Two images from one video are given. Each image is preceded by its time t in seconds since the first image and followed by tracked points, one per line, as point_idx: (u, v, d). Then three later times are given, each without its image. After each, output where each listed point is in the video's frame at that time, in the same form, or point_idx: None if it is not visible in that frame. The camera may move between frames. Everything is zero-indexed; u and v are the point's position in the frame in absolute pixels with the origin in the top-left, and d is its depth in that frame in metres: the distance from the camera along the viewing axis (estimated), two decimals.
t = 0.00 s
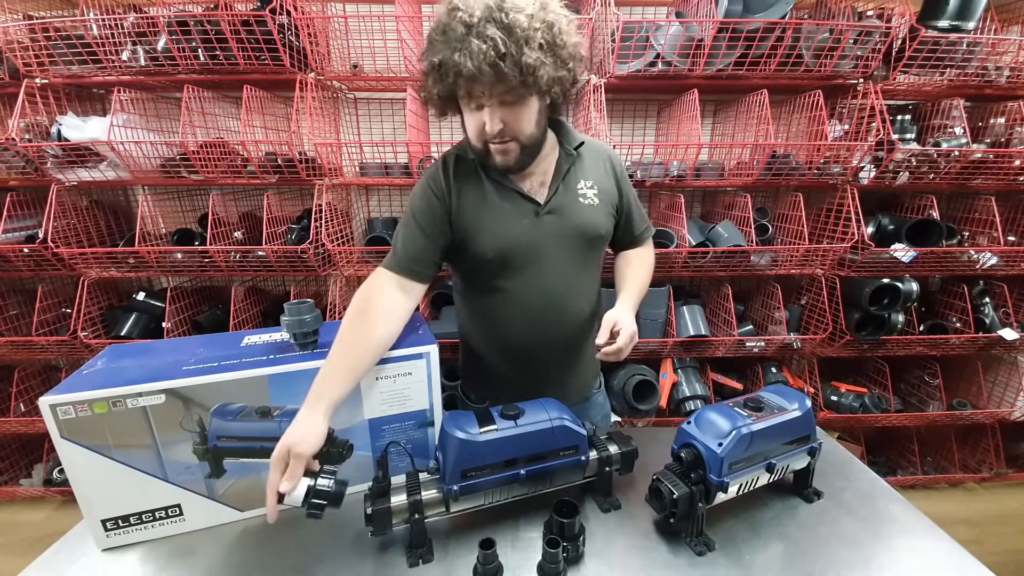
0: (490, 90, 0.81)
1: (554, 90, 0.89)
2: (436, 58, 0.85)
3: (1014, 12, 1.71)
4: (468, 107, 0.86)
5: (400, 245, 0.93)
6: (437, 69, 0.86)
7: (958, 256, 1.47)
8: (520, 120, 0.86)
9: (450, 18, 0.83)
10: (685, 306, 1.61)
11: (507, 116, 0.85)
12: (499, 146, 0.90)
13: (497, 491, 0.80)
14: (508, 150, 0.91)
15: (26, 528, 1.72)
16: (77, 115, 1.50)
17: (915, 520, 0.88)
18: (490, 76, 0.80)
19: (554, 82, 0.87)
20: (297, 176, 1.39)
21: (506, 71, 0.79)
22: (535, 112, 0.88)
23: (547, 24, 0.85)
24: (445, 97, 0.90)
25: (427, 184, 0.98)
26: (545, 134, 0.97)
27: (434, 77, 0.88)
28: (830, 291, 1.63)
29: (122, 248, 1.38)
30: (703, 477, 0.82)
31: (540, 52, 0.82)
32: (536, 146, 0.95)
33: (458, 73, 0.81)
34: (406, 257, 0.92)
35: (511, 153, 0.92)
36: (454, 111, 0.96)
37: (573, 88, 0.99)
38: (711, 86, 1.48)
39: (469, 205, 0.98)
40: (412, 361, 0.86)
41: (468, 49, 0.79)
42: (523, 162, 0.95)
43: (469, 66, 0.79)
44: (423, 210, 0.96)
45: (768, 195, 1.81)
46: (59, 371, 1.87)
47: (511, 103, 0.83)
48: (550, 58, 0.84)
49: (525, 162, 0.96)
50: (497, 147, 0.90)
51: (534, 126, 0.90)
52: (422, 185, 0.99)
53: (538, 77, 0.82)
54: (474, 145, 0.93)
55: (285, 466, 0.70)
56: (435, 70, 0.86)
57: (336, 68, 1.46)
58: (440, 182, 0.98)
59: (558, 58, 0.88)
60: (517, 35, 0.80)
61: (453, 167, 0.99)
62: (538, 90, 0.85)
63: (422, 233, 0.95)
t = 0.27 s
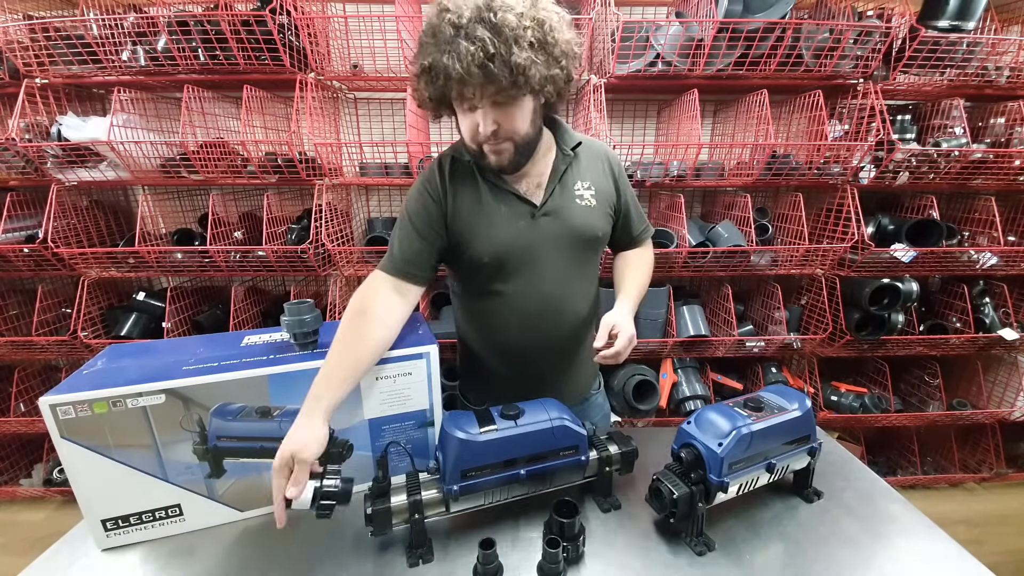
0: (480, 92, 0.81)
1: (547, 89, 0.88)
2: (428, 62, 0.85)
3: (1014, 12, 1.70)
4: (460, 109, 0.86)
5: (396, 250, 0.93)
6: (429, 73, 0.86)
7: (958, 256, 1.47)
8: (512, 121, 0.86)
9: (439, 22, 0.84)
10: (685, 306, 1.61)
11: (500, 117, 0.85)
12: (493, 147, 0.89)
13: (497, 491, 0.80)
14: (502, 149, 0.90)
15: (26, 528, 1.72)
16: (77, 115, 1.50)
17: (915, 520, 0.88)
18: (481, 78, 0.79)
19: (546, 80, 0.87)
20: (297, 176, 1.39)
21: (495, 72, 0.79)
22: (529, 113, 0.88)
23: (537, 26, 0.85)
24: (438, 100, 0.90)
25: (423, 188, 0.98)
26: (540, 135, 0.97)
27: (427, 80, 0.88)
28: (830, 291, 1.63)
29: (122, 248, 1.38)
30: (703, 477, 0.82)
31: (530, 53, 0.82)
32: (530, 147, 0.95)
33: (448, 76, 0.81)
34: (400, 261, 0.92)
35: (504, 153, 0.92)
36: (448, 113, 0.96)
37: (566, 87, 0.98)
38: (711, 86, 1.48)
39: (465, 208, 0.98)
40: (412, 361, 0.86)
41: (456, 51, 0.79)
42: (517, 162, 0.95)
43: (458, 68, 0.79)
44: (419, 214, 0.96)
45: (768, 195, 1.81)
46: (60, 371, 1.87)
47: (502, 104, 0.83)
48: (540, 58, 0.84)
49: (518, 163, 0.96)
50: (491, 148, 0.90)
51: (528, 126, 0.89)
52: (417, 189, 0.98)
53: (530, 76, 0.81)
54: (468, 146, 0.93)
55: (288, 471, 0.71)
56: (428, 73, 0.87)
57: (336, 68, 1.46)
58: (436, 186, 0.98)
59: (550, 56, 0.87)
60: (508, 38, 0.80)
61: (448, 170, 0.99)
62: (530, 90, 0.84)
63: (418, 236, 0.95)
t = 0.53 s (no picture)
0: (488, 83, 0.82)
1: (552, 81, 0.90)
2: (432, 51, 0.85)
3: (1014, 12, 1.70)
4: (466, 100, 0.86)
5: (397, 249, 0.96)
6: (433, 62, 0.86)
7: (958, 256, 1.47)
8: (518, 111, 0.87)
9: (442, 14, 0.85)
10: (685, 306, 1.61)
11: (505, 110, 0.86)
12: (496, 143, 0.90)
13: (497, 491, 0.80)
14: (506, 145, 0.90)
15: (26, 528, 1.72)
16: (77, 115, 1.51)
17: (915, 519, 0.88)
18: (489, 68, 0.80)
19: (550, 73, 0.88)
20: (297, 176, 1.39)
21: (502, 61, 0.80)
22: (533, 107, 0.90)
23: (542, 19, 0.86)
24: (440, 90, 0.90)
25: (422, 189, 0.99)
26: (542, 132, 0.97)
27: (431, 71, 0.88)
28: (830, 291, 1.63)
29: (122, 248, 1.38)
30: (703, 477, 0.82)
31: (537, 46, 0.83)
32: (533, 146, 0.95)
33: (455, 64, 0.81)
34: (399, 264, 0.95)
35: (508, 150, 0.91)
36: (448, 106, 0.96)
37: (568, 84, 1.00)
38: (711, 86, 1.48)
39: (463, 209, 0.99)
40: (412, 361, 0.86)
41: (464, 39, 0.80)
42: (519, 160, 0.95)
43: (466, 57, 0.79)
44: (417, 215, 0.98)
45: (768, 195, 1.81)
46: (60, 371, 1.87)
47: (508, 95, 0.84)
48: (546, 49, 0.85)
49: (519, 162, 0.96)
50: (495, 144, 0.90)
51: (530, 121, 0.90)
52: (416, 191, 1.00)
53: (536, 67, 0.83)
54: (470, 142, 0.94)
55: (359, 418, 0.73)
56: (432, 63, 0.86)
57: (336, 68, 1.46)
58: (434, 188, 0.99)
59: (555, 49, 0.89)
60: (514, 31, 0.81)
61: (447, 171, 1.00)
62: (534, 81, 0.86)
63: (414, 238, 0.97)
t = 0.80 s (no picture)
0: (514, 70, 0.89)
1: (565, 79, 1.00)
2: (460, 36, 0.90)
3: (1015, 12, 1.70)
4: (488, 87, 0.91)
5: (403, 241, 1.00)
6: (459, 49, 0.91)
7: (958, 256, 1.47)
8: (536, 104, 0.93)
9: (470, 6, 0.91)
10: (685, 306, 1.61)
11: (525, 100, 0.91)
12: (513, 135, 0.92)
13: (496, 491, 0.80)
14: (522, 139, 0.93)
15: (26, 528, 1.72)
16: (77, 115, 1.51)
17: (915, 519, 0.88)
18: (518, 55, 0.87)
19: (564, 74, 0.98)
20: (297, 176, 1.39)
21: (530, 51, 0.88)
22: (548, 105, 0.96)
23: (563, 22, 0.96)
24: (460, 78, 0.95)
25: (428, 184, 1.03)
26: (553, 130, 1.02)
27: (455, 58, 0.93)
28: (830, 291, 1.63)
29: (122, 248, 1.38)
30: (703, 477, 0.82)
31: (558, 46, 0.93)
32: (543, 142, 0.98)
33: (486, 48, 0.87)
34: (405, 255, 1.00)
35: (524, 143, 0.94)
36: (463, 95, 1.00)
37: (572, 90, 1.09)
38: (711, 86, 1.48)
39: (464, 203, 1.01)
40: (412, 361, 0.86)
41: (498, 27, 0.87)
42: (531, 155, 0.97)
43: (500, 41, 0.86)
44: (422, 208, 1.01)
45: (768, 195, 1.81)
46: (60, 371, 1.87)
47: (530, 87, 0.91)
48: (565, 49, 0.96)
49: (530, 159, 0.98)
50: (510, 136, 0.93)
51: (545, 117, 0.96)
52: (422, 185, 1.03)
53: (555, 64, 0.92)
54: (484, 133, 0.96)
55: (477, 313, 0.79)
56: (457, 50, 0.91)
57: (336, 68, 1.46)
58: (440, 183, 1.02)
59: (572, 48, 1.00)
60: (541, 28, 0.90)
61: (451, 166, 1.03)
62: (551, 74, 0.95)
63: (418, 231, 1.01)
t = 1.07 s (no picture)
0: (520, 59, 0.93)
1: (569, 68, 1.04)
2: (468, 28, 0.95)
3: (1014, 12, 1.70)
4: (495, 77, 0.95)
5: (411, 233, 1.02)
6: (467, 41, 0.95)
7: (958, 256, 1.47)
8: (544, 91, 0.96)
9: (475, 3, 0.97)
10: (685, 306, 1.61)
11: (532, 89, 0.94)
12: (521, 123, 0.94)
13: (496, 491, 0.80)
14: (531, 127, 0.94)
15: (26, 528, 1.72)
16: (77, 115, 1.51)
17: (915, 519, 0.88)
18: (523, 43, 0.91)
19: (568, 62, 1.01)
20: (297, 176, 1.39)
21: (535, 36, 0.92)
22: (554, 95, 0.99)
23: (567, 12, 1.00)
24: (469, 69, 0.99)
25: (436, 177, 1.04)
26: (561, 126, 1.04)
27: (464, 50, 0.97)
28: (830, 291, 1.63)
29: (122, 249, 1.38)
30: (703, 477, 0.82)
31: (562, 35, 0.97)
32: (552, 134, 0.99)
33: (493, 37, 0.91)
34: (414, 246, 1.01)
35: (533, 132, 0.95)
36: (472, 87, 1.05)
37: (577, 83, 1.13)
38: (711, 86, 1.48)
39: (471, 197, 1.02)
40: (412, 361, 0.86)
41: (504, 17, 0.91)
42: (541, 145, 0.98)
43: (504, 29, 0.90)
44: (431, 200, 1.03)
45: (768, 195, 1.81)
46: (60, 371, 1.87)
47: (536, 74, 0.95)
48: (569, 36, 1.00)
49: (541, 148, 0.99)
50: (519, 126, 0.94)
51: (553, 107, 0.98)
52: (431, 178, 1.05)
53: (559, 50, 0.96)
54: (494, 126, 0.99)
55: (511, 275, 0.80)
56: (465, 42, 0.96)
57: (336, 68, 1.46)
58: (448, 175, 1.04)
59: (576, 39, 1.04)
60: (544, 15, 0.94)
61: (460, 159, 1.05)
62: (556, 62, 0.99)
63: (426, 221, 1.02)
